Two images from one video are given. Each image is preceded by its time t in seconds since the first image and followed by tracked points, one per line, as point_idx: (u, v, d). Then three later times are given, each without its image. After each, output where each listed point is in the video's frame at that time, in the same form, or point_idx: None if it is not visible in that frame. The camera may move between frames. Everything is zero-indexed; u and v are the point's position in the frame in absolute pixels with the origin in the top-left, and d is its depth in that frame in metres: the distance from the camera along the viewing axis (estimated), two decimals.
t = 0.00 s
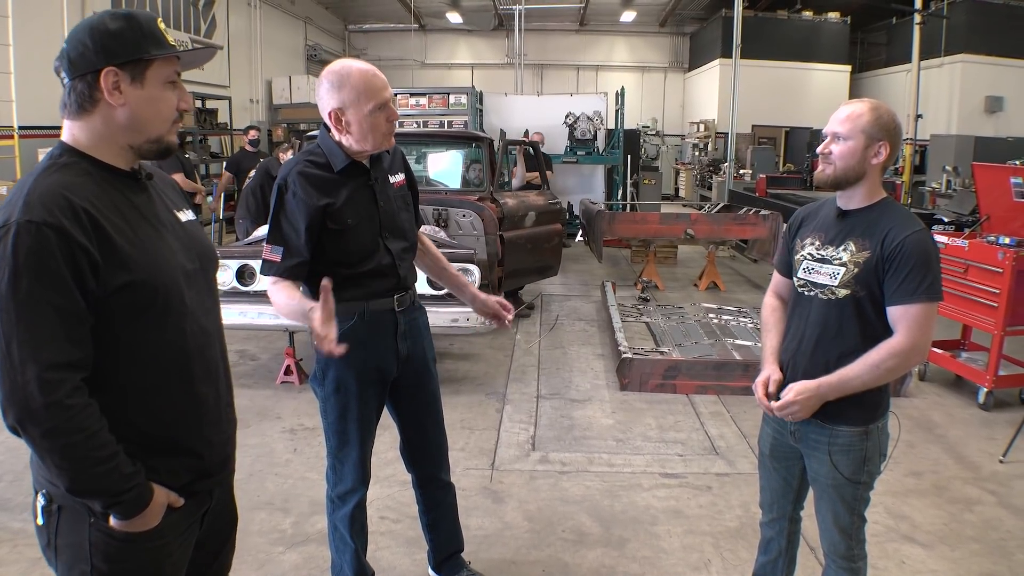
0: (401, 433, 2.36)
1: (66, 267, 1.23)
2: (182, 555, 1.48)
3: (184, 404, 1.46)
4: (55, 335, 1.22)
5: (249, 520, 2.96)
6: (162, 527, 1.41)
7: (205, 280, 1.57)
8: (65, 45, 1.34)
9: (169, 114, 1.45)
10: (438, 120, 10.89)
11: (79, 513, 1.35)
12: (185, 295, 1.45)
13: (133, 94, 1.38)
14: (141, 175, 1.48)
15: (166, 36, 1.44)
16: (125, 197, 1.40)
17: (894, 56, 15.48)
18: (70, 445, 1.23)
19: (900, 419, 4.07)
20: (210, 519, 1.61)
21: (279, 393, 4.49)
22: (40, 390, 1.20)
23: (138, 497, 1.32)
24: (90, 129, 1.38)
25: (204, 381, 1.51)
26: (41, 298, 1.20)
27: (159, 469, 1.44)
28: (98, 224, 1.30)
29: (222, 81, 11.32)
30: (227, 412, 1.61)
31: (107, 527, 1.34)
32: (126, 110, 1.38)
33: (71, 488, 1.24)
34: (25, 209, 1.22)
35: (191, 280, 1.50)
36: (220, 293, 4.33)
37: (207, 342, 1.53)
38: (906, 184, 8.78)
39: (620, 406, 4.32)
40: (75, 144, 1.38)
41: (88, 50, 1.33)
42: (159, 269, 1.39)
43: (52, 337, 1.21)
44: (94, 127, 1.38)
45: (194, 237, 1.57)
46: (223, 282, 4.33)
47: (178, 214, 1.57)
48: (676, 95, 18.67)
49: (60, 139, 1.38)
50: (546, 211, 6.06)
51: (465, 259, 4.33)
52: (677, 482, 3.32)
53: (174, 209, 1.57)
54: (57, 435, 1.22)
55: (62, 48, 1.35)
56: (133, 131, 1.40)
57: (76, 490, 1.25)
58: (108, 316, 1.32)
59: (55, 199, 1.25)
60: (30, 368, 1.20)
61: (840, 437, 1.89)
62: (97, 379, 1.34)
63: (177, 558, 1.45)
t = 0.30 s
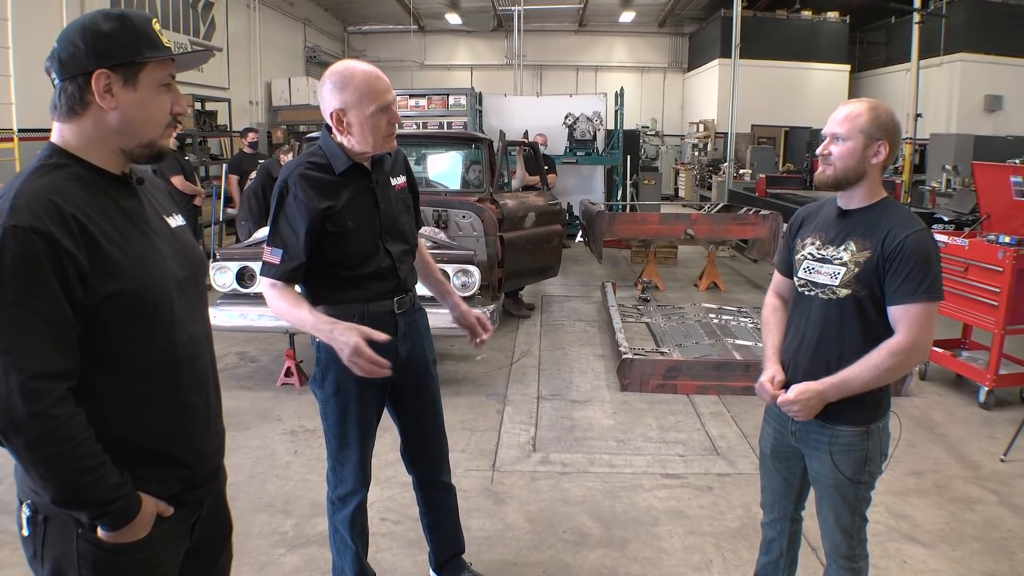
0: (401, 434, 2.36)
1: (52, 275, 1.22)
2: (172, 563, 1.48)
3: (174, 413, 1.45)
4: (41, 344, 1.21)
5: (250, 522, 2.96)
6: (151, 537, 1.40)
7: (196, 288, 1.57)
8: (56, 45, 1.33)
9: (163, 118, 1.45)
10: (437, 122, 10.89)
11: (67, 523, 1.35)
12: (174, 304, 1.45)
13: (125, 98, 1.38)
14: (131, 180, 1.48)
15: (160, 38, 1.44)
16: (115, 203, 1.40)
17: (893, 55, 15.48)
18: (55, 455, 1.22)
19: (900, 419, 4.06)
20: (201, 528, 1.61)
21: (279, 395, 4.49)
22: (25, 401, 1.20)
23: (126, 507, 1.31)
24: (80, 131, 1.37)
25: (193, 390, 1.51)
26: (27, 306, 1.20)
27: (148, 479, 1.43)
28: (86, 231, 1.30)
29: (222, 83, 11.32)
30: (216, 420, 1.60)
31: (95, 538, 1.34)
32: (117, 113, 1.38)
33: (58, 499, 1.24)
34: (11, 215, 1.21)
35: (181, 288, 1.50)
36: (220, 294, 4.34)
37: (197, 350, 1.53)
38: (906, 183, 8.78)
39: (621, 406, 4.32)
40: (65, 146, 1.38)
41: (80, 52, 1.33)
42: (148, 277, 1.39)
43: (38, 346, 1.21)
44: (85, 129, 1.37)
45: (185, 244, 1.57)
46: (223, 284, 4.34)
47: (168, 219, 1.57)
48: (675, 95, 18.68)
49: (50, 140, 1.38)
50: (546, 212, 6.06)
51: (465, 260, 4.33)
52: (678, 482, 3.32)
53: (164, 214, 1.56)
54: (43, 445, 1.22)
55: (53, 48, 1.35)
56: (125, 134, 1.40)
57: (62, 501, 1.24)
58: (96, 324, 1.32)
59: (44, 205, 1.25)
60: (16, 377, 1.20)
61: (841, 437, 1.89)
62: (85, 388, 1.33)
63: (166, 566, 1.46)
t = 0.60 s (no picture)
0: (402, 435, 2.36)
1: (59, 267, 1.22)
2: (174, 562, 1.48)
3: (175, 409, 1.46)
4: (50, 335, 1.21)
5: (250, 523, 2.96)
6: (154, 536, 1.40)
7: (195, 285, 1.57)
8: (59, 48, 1.33)
9: (166, 120, 1.46)
10: (437, 122, 10.89)
11: (70, 523, 1.35)
12: (176, 300, 1.45)
13: (128, 100, 1.38)
14: (133, 182, 1.48)
15: (163, 40, 1.44)
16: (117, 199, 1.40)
17: (893, 56, 15.48)
18: (64, 447, 1.22)
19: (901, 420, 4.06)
20: (199, 527, 1.61)
21: (280, 396, 4.49)
22: (35, 392, 1.20)
23: (129, 503, 1.31)
24: (83, 133, 1.37)
25: (194, 386, 1.51)
26: (35, 298, 1.20)
27: (151, 476, 1.43)
28: (90, 226, 1.30)
29: (221, 84, 11.33)
30: (216, 418, 1.61)
31: (99, 537, 1.34)
32: (121, 116, 1.38)
33: (63, 492, 1.23)
34: (16, 208, 1.21)
35: (182, 285, 1.50)
36: (220, 295, 4.34)
37: (197, 347, 1.53)
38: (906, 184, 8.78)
39: (621, 407, 4.32)
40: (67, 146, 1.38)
41: (83, 54, 1.33)
42: (150, 273, 1.39)
43: (47, 338, 1.21)
44: (88, 131, 1.37)
45: (183, 243, 1.58)
46: (223, 285, 4.34)
47: (163, 217, 1.57)
48: (675, 96, 18.68)
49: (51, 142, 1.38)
50: (546, 213, 6.06)
51: (465, 261, 4.32)
52: (678, 483, 3.32)
53: (160, 212, 1.56)
54: (52, 436, 1.21)
55: (56, 50, 1.35)
56: (128, 136, 1.40)
57: (67, 494, 1.24)
58: (101, 318, 1.32)
59: (49, 199, 1.25)
60: (25, 368, 1.19)
61: (842, 438, 1.89)
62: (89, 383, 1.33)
63: (168, 565, 1.45)
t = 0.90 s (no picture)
0: (402, 436, 2.36)
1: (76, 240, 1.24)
2: (181, 552, 1.47)
3: (182, 391, 1.46)
4: (70, 306, 1.22)
5: (250, 523, 2.95)
6: (163, 522, 1.39)
7: (196, 272, 1.58)
8: (66, 52, 1.33)
9: (172, 122, 1.45)
10: (437, 123, 10.89)
11: (82, 513, 1.34)
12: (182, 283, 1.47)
13: (135, 103, 1.38)
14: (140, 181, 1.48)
15: (169, 43, 1.44)
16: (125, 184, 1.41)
17: (894, 56, 15.47)
18: (81, 417, 1.22)
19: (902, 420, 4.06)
20: (204, 517, 1.61)
21: (280, 395, 4.49)
22: (53, 361, 1.20)
23: (138, 482, 1.30)
24: (89, 134, 1.37)
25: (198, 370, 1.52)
26: (54, 267, 1.21)
27: (156, 460, 1.43)
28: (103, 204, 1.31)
29: (221, 84, 11.32)
30: (218, 405, 1.61)
31: (109, 525, 1.34)
32: (128, 118, 1.38)
33: (76, 466, 1.23)
34: (31, 182, 1.22)
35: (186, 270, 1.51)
36: (220, 295, 4.33)
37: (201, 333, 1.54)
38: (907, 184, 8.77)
39: (621, 407, 4.32)
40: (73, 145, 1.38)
41: (90, 58, 1.32)
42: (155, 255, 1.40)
43: (65, 308, 1.22)
44: (95, 133, 1.37)
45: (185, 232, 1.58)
46: (223, 286, 4.34)
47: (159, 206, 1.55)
48: (676, 96, 18.68)
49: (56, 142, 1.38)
50: (546, 212, 6.06)
51: (465, 261, 4.32)
52: (678, 483, 3.31)
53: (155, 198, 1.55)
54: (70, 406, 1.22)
55: (63, 54, 1.34)
56: (135, 137, 1.40)
57: (80, 468, 1.23)
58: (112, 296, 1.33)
59: (63, 175, 1.26)
60: (43, 338, 1.20)
61: (842, 438, 1.88)
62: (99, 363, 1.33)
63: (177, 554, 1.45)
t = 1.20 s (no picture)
0: (400, 436, 2.36)
1: (76, 265, 1.23)
2: (176, 560, 1.47)
3: (177, 407, 1.45)
4: (65, 334, 1.21)
5: (249, 524, 2.95)
6: (154, 533, 1.39)
7: (194, 283, 1.57)
8: (51, 49, 1.32)
9: (158, 122, 1.45)
10: (436, 123, 10.89)
11: (73, 522, 1.33)
12: (181, 303, 1.45)
13: (122, 102, 1.37)
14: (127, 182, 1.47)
15: (155, 43, 1.44)
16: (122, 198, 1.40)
17: (892, 56, 15.49)
18: (69, 447, 1.21)
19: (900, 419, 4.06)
20: (200, 524, 1.61)
21: (278, 396, 4.49)
22: (45, 390, 1.19)
23: (123, 504, 1.29)
24: (77, 133, 1.36)
25: (195, 384, 1.51)
26: (52, 293, 1.20)
27: (149, 473, 1.42)
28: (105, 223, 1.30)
29: (220, 84, 11.32)
30: (213, 415, 1.60)
31: (100, 536, 1.33)
32: (115, 117, 1.37)
33: (62, 493, 1.22)
34: (32, 204, 1.21)
35: (185, 286, 1.50)
36: (218, 296, 4.32)
37: (199, 346, 1.53)
38: (905, 183, 8.78)
39: (620, 407, 4.32)
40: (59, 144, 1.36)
41: (77, 56, 1.31)
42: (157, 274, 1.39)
43: (61, 335, 1.21)
44: (81, 132, 1.36)
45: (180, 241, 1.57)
46: (222, 286, 4.33)
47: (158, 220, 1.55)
48: (674, 96, 18.69)
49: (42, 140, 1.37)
50: (545, 212, 6.06)
51: (464, 262, 4.32)
52: (677, 483, 3.31)
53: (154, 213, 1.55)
54: (59, 435, 1.20)
55: (48, 51, 1.33)
56: (123, 137, 1.40)
57: (66, 495, 1.22)
58: (111, 318, 1.32)
59: (67, 193, 1.25)
60: (38, 364, 1.19)
61: (842, 437, 1.88)
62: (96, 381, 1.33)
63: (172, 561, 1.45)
